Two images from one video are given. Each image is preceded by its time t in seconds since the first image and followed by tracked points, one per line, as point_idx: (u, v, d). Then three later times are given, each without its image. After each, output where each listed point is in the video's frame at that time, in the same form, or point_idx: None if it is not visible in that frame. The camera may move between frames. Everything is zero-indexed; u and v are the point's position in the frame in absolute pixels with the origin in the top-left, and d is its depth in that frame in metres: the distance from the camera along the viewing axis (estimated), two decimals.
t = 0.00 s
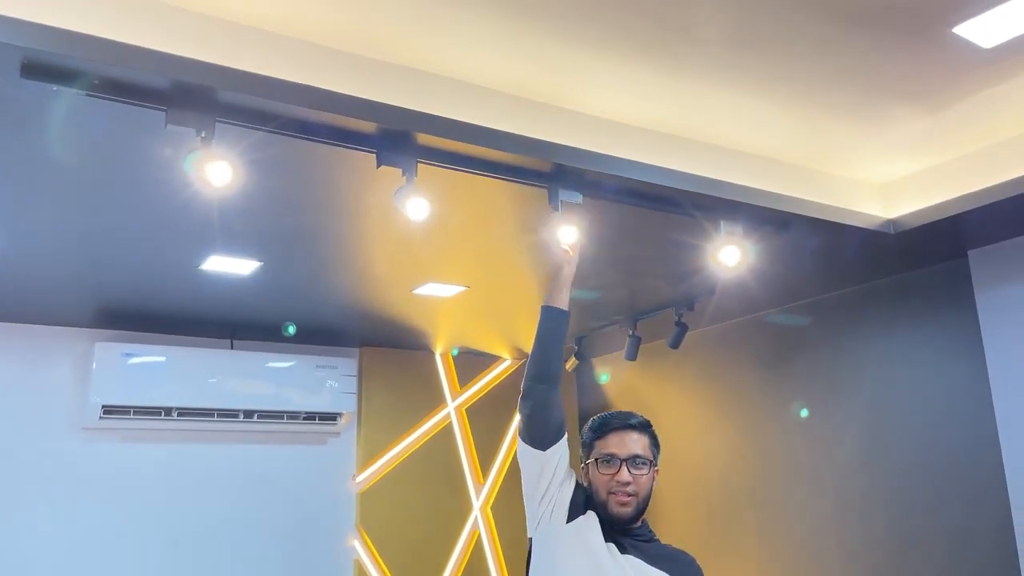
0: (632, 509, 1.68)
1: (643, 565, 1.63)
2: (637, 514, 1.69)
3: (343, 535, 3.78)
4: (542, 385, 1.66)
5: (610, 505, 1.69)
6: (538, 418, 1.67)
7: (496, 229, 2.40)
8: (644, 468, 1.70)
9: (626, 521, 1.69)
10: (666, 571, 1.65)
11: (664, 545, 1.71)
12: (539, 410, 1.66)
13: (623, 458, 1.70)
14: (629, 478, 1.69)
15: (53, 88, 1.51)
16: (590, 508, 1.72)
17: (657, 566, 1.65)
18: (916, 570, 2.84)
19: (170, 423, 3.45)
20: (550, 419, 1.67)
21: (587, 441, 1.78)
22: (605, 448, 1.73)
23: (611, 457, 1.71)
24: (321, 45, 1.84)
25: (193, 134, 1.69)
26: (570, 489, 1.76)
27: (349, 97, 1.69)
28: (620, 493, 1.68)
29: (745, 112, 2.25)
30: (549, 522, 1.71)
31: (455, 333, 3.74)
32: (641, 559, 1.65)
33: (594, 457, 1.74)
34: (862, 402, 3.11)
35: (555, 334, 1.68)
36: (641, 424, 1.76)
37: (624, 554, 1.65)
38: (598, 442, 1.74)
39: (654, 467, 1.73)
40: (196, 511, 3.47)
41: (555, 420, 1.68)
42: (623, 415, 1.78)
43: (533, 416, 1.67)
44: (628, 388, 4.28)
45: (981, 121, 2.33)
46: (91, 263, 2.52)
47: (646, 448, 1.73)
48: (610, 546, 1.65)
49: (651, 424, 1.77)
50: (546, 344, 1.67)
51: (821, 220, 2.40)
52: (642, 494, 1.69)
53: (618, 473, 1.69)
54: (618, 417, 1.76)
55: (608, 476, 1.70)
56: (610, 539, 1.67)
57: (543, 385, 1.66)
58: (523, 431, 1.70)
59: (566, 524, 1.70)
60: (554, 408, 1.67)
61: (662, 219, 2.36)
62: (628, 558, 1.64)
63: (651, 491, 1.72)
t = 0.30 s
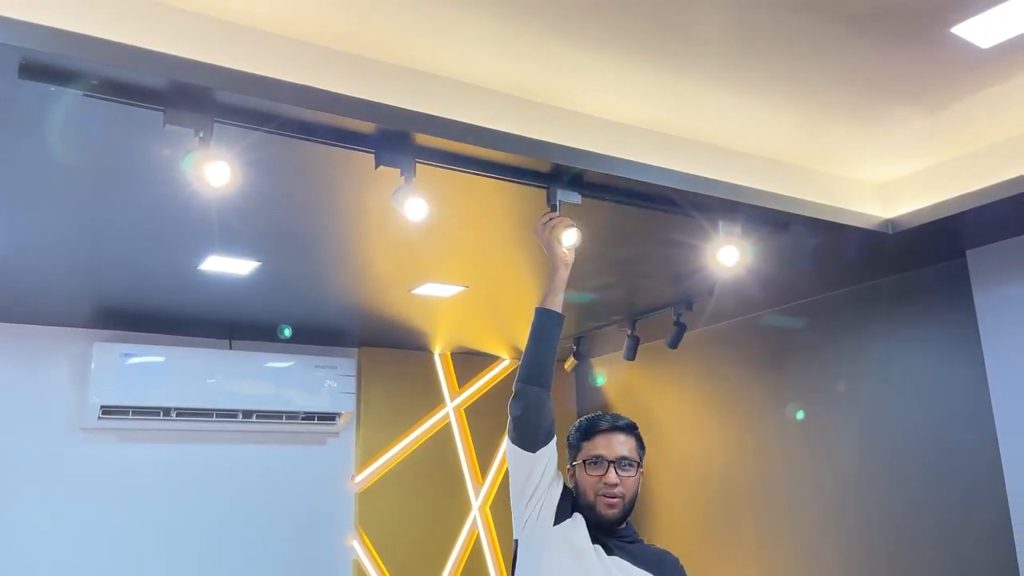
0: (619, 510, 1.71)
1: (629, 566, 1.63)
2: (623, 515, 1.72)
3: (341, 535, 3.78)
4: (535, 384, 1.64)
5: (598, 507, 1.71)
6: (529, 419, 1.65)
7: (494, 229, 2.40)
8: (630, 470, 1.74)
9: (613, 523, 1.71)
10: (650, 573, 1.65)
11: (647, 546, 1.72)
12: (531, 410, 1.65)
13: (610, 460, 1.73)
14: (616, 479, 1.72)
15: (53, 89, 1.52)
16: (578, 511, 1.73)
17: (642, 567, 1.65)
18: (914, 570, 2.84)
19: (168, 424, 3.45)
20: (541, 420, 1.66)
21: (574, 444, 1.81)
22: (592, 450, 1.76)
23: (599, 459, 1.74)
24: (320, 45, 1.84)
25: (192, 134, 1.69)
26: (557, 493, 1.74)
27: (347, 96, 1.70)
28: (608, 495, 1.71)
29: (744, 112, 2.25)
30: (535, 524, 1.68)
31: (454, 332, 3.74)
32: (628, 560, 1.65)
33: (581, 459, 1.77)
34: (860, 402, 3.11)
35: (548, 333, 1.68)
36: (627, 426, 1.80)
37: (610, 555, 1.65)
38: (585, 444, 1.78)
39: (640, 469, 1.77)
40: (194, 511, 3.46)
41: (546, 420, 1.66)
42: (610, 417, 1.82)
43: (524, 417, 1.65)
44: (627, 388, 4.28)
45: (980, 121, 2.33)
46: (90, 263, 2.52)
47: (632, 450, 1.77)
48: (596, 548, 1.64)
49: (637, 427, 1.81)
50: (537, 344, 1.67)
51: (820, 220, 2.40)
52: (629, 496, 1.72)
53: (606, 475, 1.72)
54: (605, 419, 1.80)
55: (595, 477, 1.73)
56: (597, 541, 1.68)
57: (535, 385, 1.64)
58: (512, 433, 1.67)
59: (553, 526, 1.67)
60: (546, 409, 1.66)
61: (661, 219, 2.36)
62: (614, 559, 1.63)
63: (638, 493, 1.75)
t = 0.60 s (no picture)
0: (609, 514, 1.71)
1: (617, 566, 1.65)
2: (614, 519, 1.72)
3: (341, 534, 3.78)
4: (531, 384, 1.64)
5: (588, 509, 1.71)
6: (521, 420, 1.65)
7: (494, 227, 2.39)
8: (623, 474, 1.75)
9: (603, 525, 1.72)
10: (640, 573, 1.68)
11: (635, 546, 1.74)
12: (523, 411, 1.65)
13: (604, 464, 1.74)
14: (609, 483, 1.72)
15: (51, 86, 1.51)
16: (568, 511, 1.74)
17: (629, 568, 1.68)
18: (914, 569, 2.84)
19: (167, 422, 3.44)
20: (532, 421, 1.66)
21: (568, 444, 1.81)
22: (586, 453, 1.76)
23: (592, 463, 1.74)
24: (319, 44, 1.83)
25: (191, 132, 1.68)
26: (548, 490, 1.73)
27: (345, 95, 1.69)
28: (599, 498, 1.71)
29: (744, 111, 2.24)
30: (525, 523, 1.68)
31: (452, 332, 3.73)
32: (616, 562, 1.67)
33: (574, 461, 1.77)
34: (860, 400, 3.11)
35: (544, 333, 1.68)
36: (621, 430, 1.81)
37: (599, 555, 1.67)
38: (579, 447, 1.78)
39: (633, 473, 1.77)
40: (193, 511, 3.46)
41: (539, 421, 1.66)
42: (604, 421, 1.83)
43: (517, 416, 1.65)
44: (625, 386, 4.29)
45: (980, 120, 2.32)
46: (90, 262, 2.51)
47: (625, 455, 1.78)
48: (586, 548, 1.66)
49: (631, 431, 1.82)
50: (532, 345, 1.66)
51: (819, 218, 2.40)
52: (620, 499, 1.73)
53: (598, 479, 1.72)
54: (599, 423, 1.80)
55: (587, 481, 1.73)
56: (587, 542, 1.69)
57: (528, 386, 1.64)
58: (505, 432, 1.68)
59: (542, 526, 1.67)
60: (538, 411, 1.65)
61: (660, 217, 2.35)
62: (603, 560, 1.65)
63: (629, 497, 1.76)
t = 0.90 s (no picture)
0: (626, 511, 1.71)
1: (634, 564, 1.64)
2: (630, 516, 1.71)
3: (339, 533, 3.77)
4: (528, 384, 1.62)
5: (604, 507, 1.71)
6: (524, 420, 1.64)
7: (493, 224, 2.38)
8: (639, 472, 1.73)
9: (619, 523, 1.71)
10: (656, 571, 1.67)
11: (652, 543, 1.74)
12: (525, 411, 1.63)
13: (620, 462, 1.72)
14: (624, 481, 1.71)
15: (49, 82, 1.51)
16: (583, 509, 1.73)
17: (645, 566, 1.66)
18: (913, 568, 2.83)
19: (167, 421, 3.44)
20: (535, 422, 1.64)
21: (583, 441, 1.80)
22: (602, 450, 1.75)
23: (608, 460, 1.73)
24: (319, 41, 1.83)
25: (189, 128, 1.68)
26: (561, 488, 1.72)
27: (345, 91, 1.69)
28: (615, 496, 1.70)
29: (743, 108, 2.24)
30: (538, 522, 1.67)
31: (452, 330, 3.73)
32: (633, 559, 1.66)
33: (589, 458, 1.76)
34: (860, 399, 3.11)
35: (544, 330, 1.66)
36: (637, 427, 1.79)
37: (615, 553, 1.65)
38: (594, 444, 1.76)
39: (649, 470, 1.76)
40: (192, 509, 3.45)
41: (541, 421, 1.64)
42: (620, 418, 1.81)
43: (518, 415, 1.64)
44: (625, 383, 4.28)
45: (981, 117, 2.32)
46: (87, 259, 2.51)
47: (642, 452, 1.76)
48: (600, 546, 1.65)
49: (646, 428, 1.80)
50: (532, 344, 1.64)
51: (818, 215, 2.39)
52: (636, 497, 1.72)
53: (614, 476, 1.71)
54: (615, 420, 1.78)
55: (603, 478, 1.72)
56: (603, 540, 1.69)
57: (528, 385, 1.63)
58: (511, 432, 1.68)
59: (557, 525, 1.66)
60: (541, 411, 1.63)
61: (659, 214, 2.35)
62: (618, 557, 1.64)
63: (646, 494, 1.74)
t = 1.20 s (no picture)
0: (636, 505, 1.72)
1: (648, 559, 1.64)
2: (642, 510, 1.73)
3: (338, 531, 3.77)
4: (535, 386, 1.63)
5: (614, 502, 1.72)
6: (531, 420, 1.65)
7: (492, 222, 2.38)
8: (648, 466, 1.75)
9: (631, 517, 1.72)
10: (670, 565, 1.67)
11: (665, 538, 1.74)
12: (532, 411, 1.64)
13: (628, 457, 1.74)
14: (634, 475, 1.73)
15: (47, 79, 1.50)
16: (595, 506, 1.74)
17: (659, 561, 1.67)
18: (912, 566, 2.83)
19: (166, 418, 3.42)
20: (542, 421, 1.65)
21: (590, 439, 1.82)
22: (610, 446, 1.77)
23: (616, 456, 1.75)
24: (318, 38, 1.83)
25: (187, 125, 1.67)
26: (571, 487, 1.73)
27: (344, 89, 1.68)
28: (625, 490, 1.72)
29: (742, 107, 2.24)
30: (550, 523, 1.67)
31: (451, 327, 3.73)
32: (647, 554, 1.67)
33: (597, 455, 1.77)
34: (858, 397, 3.11)
35: (547, 330, 1.66)
36: (643, 422, 1.81)
37: (629, 549, 1.66)
38: (602, 440, 1.78)
39: (658, 464, 1.78)
40: (191, 507, 3.45)
41: (549, 421, 1.65)
42: (627, 414, 1.83)
43: (526, 416, 1.65)
44: (623, 381, 4.29)
45: (980, 116, 2.32)
46: (86, 256, 2.51)
47: (649, 446, 1.78)
48: (614, 543, 1.65)
49: (653, 423, 1.82)
50: (536, 342, 1.65)
51: (817, 214, 2.39)
52: (647, 491, 1.73)
53: (624, 471, 1.73)
54: (621, 416, 1.80)
55: (613, 474, 1.74)
56: (617, 536, 1.70)
57: (533, 385, 1.63)
58: (519, 432, 1.69)
59: (569, 523, 1.67)
60: (547, 411, 1.64)
61: (658, 213, 2.35)
62: (632, 553, 1.65)
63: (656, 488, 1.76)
